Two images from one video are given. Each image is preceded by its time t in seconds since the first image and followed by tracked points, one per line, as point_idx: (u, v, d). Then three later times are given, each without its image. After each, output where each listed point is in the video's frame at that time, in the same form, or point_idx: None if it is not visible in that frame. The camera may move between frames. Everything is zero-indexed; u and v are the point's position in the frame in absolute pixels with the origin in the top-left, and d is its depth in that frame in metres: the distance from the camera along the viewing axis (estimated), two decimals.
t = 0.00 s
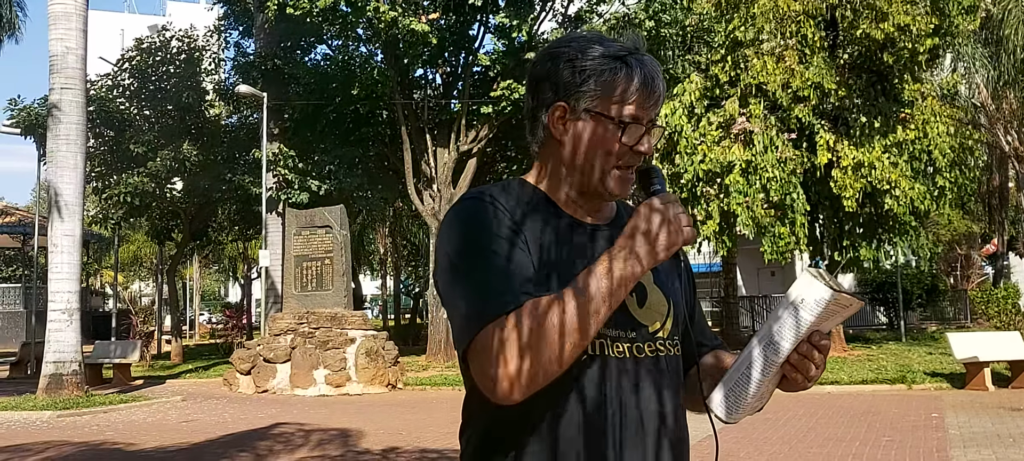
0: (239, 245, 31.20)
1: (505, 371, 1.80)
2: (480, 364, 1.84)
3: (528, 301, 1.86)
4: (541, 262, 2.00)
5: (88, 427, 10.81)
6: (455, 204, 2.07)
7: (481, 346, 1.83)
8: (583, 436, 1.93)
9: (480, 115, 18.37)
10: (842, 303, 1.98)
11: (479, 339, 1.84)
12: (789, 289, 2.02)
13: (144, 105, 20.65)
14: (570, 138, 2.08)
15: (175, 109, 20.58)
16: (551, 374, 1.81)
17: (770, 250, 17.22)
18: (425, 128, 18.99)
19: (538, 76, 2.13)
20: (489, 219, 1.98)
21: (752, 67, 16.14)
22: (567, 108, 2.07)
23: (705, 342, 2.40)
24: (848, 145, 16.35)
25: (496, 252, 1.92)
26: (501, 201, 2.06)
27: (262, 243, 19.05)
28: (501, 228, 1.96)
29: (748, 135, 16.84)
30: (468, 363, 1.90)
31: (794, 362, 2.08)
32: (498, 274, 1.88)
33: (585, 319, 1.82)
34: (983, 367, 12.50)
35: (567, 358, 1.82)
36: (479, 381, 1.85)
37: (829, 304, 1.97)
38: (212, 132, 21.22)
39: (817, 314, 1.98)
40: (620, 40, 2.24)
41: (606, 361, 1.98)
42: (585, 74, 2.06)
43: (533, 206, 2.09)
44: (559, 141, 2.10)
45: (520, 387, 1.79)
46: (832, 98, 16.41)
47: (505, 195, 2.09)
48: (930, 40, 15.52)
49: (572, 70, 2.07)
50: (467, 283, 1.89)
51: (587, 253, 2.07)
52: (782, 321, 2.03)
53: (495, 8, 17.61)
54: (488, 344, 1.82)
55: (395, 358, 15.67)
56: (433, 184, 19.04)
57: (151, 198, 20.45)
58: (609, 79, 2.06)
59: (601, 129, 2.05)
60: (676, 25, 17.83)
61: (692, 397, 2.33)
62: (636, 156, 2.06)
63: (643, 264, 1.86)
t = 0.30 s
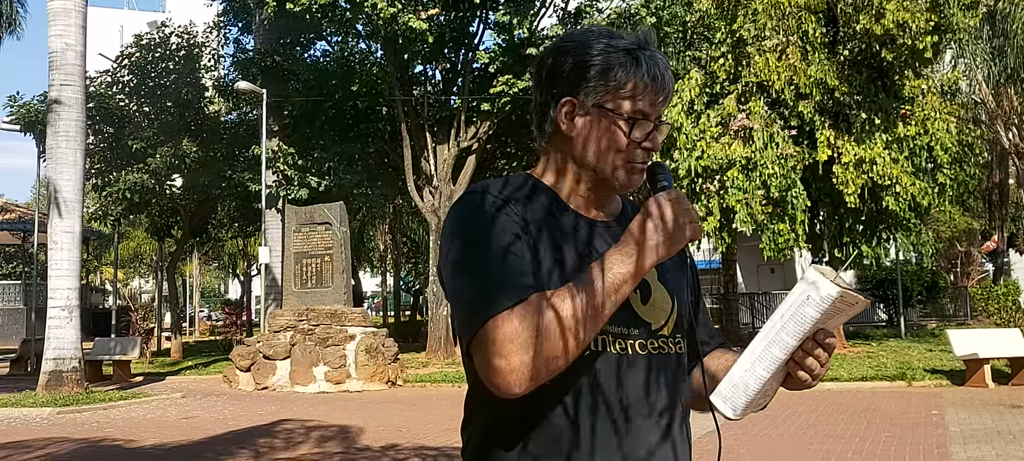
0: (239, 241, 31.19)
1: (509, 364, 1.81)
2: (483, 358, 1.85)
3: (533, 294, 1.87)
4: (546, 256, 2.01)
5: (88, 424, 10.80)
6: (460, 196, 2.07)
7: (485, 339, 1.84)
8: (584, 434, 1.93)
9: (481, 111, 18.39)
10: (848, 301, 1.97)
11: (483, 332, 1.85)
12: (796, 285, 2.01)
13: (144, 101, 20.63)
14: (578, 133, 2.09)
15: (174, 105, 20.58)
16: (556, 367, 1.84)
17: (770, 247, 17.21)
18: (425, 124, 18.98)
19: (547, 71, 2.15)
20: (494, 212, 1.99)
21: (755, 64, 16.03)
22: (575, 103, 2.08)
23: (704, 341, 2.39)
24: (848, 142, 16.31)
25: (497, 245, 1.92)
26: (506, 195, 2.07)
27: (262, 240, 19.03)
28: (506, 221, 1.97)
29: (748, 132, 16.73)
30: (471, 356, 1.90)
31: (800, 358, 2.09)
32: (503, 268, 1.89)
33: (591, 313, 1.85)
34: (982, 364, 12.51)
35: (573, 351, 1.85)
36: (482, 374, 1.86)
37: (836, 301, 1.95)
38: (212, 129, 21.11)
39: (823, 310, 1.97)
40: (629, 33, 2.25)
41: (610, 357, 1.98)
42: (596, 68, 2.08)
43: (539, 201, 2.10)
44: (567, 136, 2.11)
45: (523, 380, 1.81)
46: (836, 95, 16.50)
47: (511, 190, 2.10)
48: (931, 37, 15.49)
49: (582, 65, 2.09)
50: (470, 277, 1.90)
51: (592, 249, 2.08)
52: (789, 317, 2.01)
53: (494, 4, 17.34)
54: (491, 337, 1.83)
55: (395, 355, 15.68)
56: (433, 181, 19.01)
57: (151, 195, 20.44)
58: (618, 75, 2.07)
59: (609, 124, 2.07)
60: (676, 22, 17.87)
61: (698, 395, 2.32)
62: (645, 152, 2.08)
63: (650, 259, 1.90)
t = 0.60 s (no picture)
0: (240, 238, 31.15)
1: (512, 361, 1.82)
2: (488, 354, 1.85)
3: (538, 291, 1.88)
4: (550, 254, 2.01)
5: (88, 421, 10.80)
6: (464, 194, 2.08)
7: (489, 335, 1.85)
8: (591, 434, 1.92)
9: (481, 108, 18.38)
10: (851, 300, 2.00)
11: (488, 328, 1.86)
12: (800, 285, 2.03)
13: (144, 98, 20.57)
14: (583, 131, 2.10)
15: (174, 103, 20.52)
16: (561, 364, 1.83)
17: (771, 244, 17.17)
18: (425, 122, 18.95)
19: (551, 68, 2.15)
20: (499, 208, 1.99)
21: (756, 60, 16.07)
22: (579, 100, 2.08)
23: (708, 339, 2.38)
24: (850, 139, 16.34)
25: (501, 243, 1.93)
26: (510, 193, 2.07)
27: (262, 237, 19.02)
28: (510, 218, 1.98)
29: (749, 130, 16.81)
30: (475, 352, 1.91)
31: (804, 358, 2.10)
32: (506, 264, 1.90)
33: (596, 309, 1.85)
34: (982, 361, 12.52)
35: (579, 348, 1.85)
36: (486, 370, 1.86)
37: (841, 301, 1.98)
38: (212, 126, 21.07)
39: (827, 310, 1.98)
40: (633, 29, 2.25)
41: (614, 355, 1.99)
42: (599, 65, 2.08)
43: (543, 198, 2.10)
44: (572, 132, 2.11)
45: (527, 376, 1.81)
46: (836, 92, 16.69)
47: (515, 188, 2.10)
48: (929, 36, 15.48)
49: (585, 62, 2.09)
50: (473, 274, 1.91)
51: (596, 248, 2.09)
52: (794, 319, 2.02)
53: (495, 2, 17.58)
54: (495, 334, 1.84)
55: (395, 352, 15.69)
56: (433, 178, 18.98)
57: (151, 192, 20.44)
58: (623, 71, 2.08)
59: (614, 121, 2.07)
60: (677, 19, 17.83)
61: (703, 393, 2.34)
62: (648, 148, 2.08)
63: (654, 257, 1.92)
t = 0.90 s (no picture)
0: (240, 236, 31.11)
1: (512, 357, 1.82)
2: (489, 351, 1.86)
3: (538, 288, 1.88)
4: (552, 251, 2.01)
5: (88, 419, 10.80)
6: (467, 192, 2.08)
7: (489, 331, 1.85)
8: (592, 432, 1.92)
9: (480, 106, 18.39)
10: (857, 299, 2.00)
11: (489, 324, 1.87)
12: (805, 286, 2.03)
13: (143, 96, 20.52)
14: (585, 128, 2.09)
15: (174, 100, 20.55)
16: (561, 361, 1.83)
17: (771, 240, 17.14)
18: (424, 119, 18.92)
19: (552, 65, 2.14)
20: (500, 205, 2.00)
21: (753, 56, 16.09)
22: (581, 97, 2.08)
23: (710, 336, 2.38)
24: (851, 135, 16.34)
25: (501, 239, 1.93)
26: (513, 190, 2.07)
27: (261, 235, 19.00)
28: (512, 215, 1.98)
29: (750, 127, 16.84)
30: (477, 348, 1.92)
31: (807, 357, 2.11)
32: (507, 262, 1.90)
33: (597, 306, 1.85)
34: (982, 357, 12.52)
35: (580, 345, 1.84)
36: (487, 367, 1.87)
37: (846, 300, 1.98)
38: (212, 124, 21.08)
39: (833, 310, 1.98)
40: (635, 25, 2.24)
41: (616, 352, 1.98)
42: (601, 62, 2.07)
43: (544, 195, 2.10)
44: (573, 130, 2.11)
45: (528, 373, 1.82)
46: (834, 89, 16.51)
47: (516, 185, 2.10)
48: (929, 32, 15.46)
49: (587, 59, 2.08)
50: (475, 270, 1.92)
51: (597, 245, 2.09)
52: (799, 317, 2.02)
53: None
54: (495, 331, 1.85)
55: (395, 350, 15.69)
56: (433, 176, 18.95)
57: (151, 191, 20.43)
58: (624, 67, 2.07)
59: (616, 118, 2.06)
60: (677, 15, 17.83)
61: (706, 394, 2.33)
62: (649, 146, 2.08)
63: (654, 255, 1.91)
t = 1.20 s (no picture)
0: (240, 234, 31.13)
1: (513, 354, 1.83)
2: (490, 348, 1.86)
3: (539, 285, 1.88)
4: (553, 249, 2.01)
5: (89, 417, 10.82)
6: (468, 190, 2.09)
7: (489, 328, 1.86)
8: (592, 429, 1.92)
9: (480, 104, 18.40)
10: (854, 297, 1.99)
11: (490, 320, 1.86)
12: (802, 283, 2.02)
13: (143, 94, 20.52)
14: (585, 125, 2.09)
15: (174, 98, 20.49)
16: (561, 359, 1.83)
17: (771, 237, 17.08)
18: (424, 117, 18.90)
19: (553, 62, 2.14)
20: (501, 203, 2.00)
21: (749, 55, 16.26)
22: (581, 94, 2.08)
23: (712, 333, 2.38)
24: (849, 133, 16.37)
25: (502, 236, 1.93)
26: (513, 187, 2.08)
27: (262, 233, 18.99)
28: (513, 213, 1.98)
29: (749, 124, 16.69)
30: (477, 346, 1.92)
31: (807, 354, 2.11)
32: (507, 261, 1.90)
33: (597, 304, 1.85)
34: (983, 354, 12.53)
35: (580, 343, 1.84)
36: (487, 364, 1.87)
37: (844, 298, 1.97)
38: (212, 122, 21.06)
39: (829, 307, 1.97)
40: (636, 23, 2.25)
41: (616, 349, 1.99)
42: (602, 59, 2.07)
43: (546, 193, 2.10)
44: (574, 127, 2.11)
45: (529, 370, 1.82)
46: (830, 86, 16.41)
47: (517, 183, 2.10)
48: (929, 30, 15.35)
49: (588, 57, 2.08)
50: (476, 269, 1.92)
51: (598, 242, 2.09)
52: (796, 315, 2.01)
53: None
54: (495, 328, 1.85)
55: (395, 347, 15.68)
56: (433, 173, 18.95)
57: (151, 189, 20.43)
58: (624, 65, 2.07)
59: (616, 116, 2.07)
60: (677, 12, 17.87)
61: (706, 390, 2.35)
62: (650, 144, 2.08)
63: (653, 253, 1.92)
